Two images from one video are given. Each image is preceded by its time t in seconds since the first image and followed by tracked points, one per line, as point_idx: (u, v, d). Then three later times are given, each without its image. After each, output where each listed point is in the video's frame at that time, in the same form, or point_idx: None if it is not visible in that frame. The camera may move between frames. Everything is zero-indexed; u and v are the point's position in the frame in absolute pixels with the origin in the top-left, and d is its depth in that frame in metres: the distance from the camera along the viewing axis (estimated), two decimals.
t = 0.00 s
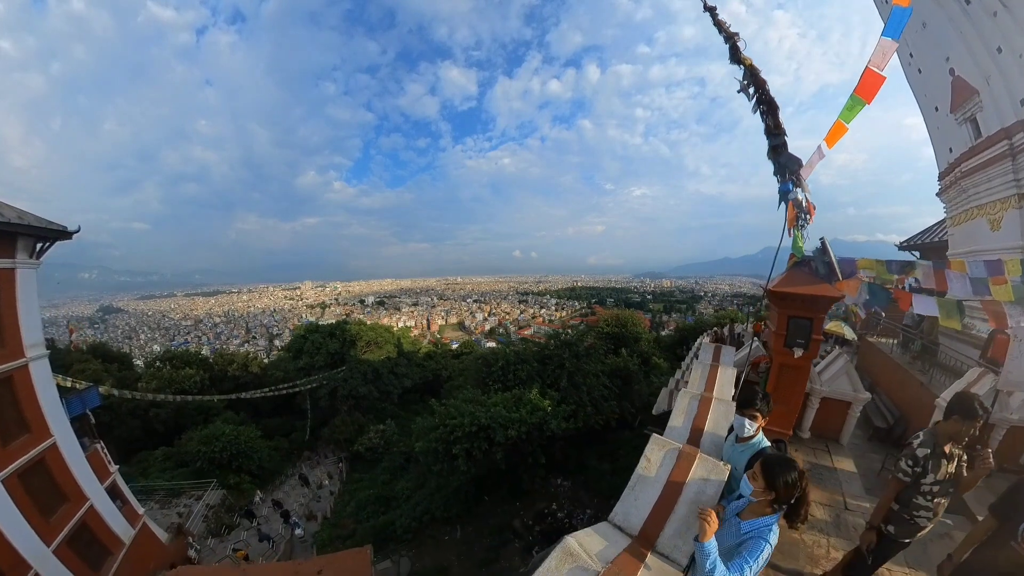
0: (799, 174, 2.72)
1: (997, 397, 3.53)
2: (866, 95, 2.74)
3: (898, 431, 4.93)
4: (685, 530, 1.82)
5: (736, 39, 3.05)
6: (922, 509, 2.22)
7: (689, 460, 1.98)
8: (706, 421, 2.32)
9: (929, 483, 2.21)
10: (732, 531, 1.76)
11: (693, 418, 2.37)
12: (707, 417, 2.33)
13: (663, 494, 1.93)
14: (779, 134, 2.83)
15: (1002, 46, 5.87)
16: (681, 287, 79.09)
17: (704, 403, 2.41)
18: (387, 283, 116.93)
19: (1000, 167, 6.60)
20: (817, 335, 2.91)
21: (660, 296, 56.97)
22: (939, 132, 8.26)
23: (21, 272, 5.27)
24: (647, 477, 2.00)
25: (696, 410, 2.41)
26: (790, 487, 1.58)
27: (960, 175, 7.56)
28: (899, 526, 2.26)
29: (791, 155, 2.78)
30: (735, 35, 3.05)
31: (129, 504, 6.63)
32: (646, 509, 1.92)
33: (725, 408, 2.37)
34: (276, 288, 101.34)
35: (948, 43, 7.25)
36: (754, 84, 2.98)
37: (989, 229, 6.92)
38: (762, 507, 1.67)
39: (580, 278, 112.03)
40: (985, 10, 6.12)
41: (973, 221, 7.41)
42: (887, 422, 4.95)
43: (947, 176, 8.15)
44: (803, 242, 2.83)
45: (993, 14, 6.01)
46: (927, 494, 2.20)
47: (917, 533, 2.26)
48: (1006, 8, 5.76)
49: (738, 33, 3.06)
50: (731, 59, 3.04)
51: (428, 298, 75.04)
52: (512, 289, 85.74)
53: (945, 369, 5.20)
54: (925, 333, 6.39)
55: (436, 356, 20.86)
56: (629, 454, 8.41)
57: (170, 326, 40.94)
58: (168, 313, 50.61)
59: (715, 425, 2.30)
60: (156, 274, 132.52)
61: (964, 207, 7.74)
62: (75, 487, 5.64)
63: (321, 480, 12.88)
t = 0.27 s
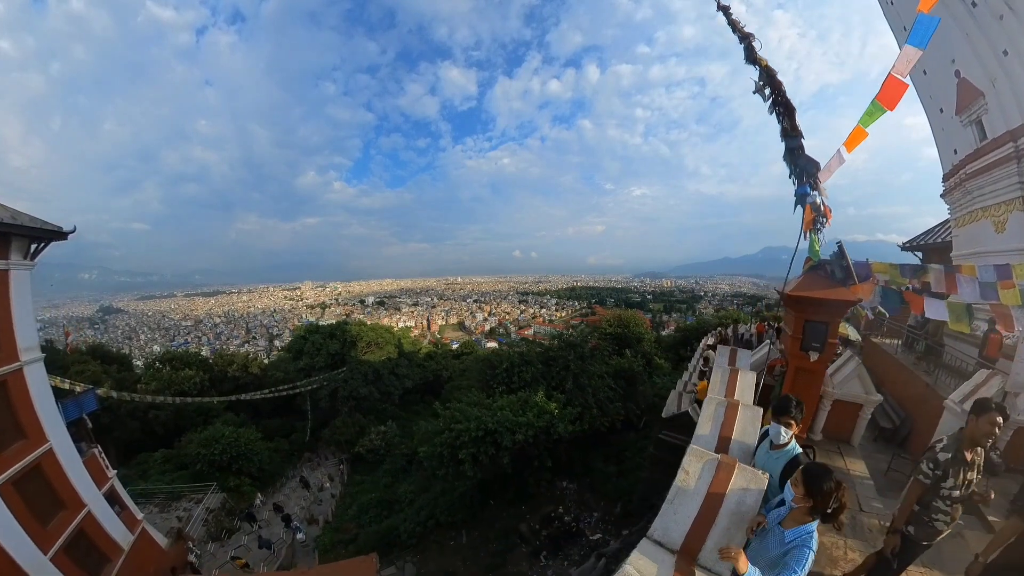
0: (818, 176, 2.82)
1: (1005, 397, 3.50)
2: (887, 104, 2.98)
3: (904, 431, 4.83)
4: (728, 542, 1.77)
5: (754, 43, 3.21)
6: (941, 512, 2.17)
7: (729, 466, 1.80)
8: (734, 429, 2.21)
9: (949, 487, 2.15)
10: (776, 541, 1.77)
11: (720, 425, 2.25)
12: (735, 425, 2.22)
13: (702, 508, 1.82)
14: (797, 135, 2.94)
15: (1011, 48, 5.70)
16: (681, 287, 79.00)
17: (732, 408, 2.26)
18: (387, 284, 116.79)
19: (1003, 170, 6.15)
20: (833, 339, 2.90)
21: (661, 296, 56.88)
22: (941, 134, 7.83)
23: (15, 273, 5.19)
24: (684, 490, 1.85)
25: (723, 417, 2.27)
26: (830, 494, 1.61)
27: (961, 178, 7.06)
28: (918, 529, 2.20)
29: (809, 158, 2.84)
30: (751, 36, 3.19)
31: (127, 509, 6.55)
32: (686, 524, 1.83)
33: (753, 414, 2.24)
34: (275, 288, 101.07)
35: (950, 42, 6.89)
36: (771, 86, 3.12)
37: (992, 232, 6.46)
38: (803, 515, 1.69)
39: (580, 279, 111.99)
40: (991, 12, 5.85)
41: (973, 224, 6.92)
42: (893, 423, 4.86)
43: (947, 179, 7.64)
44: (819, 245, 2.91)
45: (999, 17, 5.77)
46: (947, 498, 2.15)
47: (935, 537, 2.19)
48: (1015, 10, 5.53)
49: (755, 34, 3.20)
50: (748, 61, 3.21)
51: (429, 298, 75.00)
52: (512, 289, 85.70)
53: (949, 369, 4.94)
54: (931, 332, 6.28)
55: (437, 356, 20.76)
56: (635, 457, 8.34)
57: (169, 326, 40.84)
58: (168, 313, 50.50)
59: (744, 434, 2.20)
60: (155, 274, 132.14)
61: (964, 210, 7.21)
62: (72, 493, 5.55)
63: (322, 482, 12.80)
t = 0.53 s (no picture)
0: (832, 180, 2.93)
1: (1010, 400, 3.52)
2: (903, 105, 3.06)
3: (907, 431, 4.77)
4: (763, 543, 1.95)
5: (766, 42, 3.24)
6: (952, 508, 2.09)
7: (763, 471, 1.96)
8: (757, 433, 2.39)
9: (965, 484, 2.10)
10: (810, 542, 1.78)
11: (743, 428, 2.43)
12: (758, 429, 2.39)
13: (737, 512, 1.99)
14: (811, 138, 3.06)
15: (1015, 52, 5.59)
16: (681, 287, 78.92)
17: (754, 412, 2.45)
18: (388, 283, 116.76)
19: (1007, 171, 6.04)
20: (846, 341, 2.94)
21: (661, 296, 56.80)
22: (944, 135, 7.70)
23: (9, 274, 5.12)
24: (718, 497, 2.02)
25: (746, 420, 2.45)
26: (862, 491, 1.65)
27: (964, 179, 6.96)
28: (930, 520, 2.10)
29: (824, 160, 2.96)
30: (764, 37, 3.24)
31: (126, 514, 6.49)
32: (722, 528, 2.01)
33: (774, 415, 2.44)
34: (276, 288, 101.12)
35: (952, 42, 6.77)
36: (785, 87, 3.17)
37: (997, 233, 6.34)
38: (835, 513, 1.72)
39: (580, 278, 111.89)
40: (996, 15, 5.75)
41: (977, 225, 6.81)
42: (896, 422, 4.81)
43: (952, 179, 7.51)
44: (832, 248, 2.92)
45: (1004, 19, 5.66)
46: (960, 495, 2.09)
47: (945, 533, 2.08)
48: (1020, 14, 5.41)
49: (768, 35, 3.25)
50: (760, 60, 3.25)
51: (429, 298, 74.93)
52: (512, 289, 85.61)
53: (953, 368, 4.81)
54: (935, 331, 6.24)
55: (437, 356, 20.68)
56: (640, 458, 8.28)
57: (169, 327, 40.79)
58: (168, 314, 50.49)
59: (766, 436, 2.39)
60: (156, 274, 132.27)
61: (968, 211, 7.09)
62: (70, 498, 5.49)
63: (323, 484, 12.75)
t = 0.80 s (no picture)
0: (845, 180, 2.93)
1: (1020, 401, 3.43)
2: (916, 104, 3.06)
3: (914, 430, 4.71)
4: (790, 554, 1.91)
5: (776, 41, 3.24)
6: (968, 514, 2.09)
7: (790, 478, 1.93)
8: (776, 439, 2.35)
9: (985, 491, 2.11)
10: (839, 550, 1.82)
11: (762, 433, 2.40)
12: (778, 435, 2.36)
13: (764, 522, 1.93)
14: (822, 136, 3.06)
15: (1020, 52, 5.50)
16: (681, 287, 78.86)
17: (772, 416, 2.41)
18: (388, 283, 116.74)
19: (1012, 171, 5.91)
20: (860, 341, 2.96)
21: (661, 296, 56.72)
22: (948, 135, 7.59)
23: (4, 274, 5.05)
24: (745, 507, 1.94)
25: (765, 424, 2.43)
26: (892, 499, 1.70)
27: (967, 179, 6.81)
28: (944, 522, 2.10)
29: (835, 159, 2.98)
30: (773, 34, 3.21)
31: (123, 517, 6.41)
32: (749, 541, 1.92)
33: (794, 420, 2.40)
34: (276, 288, 101.11)
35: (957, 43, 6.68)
36: (795, 85, 3.16)
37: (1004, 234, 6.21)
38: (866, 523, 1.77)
39: (580, 278, 111.87)
40: (1000, 16, 5.69)
41: (982, 225, 6.73)
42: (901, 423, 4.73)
43: (954, 180, 7.41)
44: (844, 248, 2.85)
45: (1008, 19, 5.60)
46: (979, 503, 2.08)
47: (959, 537, 2.08)
48: None
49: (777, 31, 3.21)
50: (770, 58, 3.24)
51: (429, 298, 74.98)
52: (512, 289, 85.59)
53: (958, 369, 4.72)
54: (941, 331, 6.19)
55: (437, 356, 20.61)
56: (643, 460, 8.20)
57: (169, 326, 40.72)
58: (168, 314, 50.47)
59: (786, 442, 2.36)
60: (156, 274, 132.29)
61: (971, 212, 7.02)
62: (66, 501, 5.42)
63: (323, 486, 12.68)
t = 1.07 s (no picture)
0: (856, 173, 2.99)
1: None
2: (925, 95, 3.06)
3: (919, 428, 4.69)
4: (821, 560, 1.90)
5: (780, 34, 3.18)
6: (994, 520, 2.04)
7: (816, 480, 1.92)
8: (794, 440, 2.44)
9: (1010, 494, 2.04)
10: (874, 554, 1.85)
11: (780, 434, 2.49)
12: (795, 435, 2.45)
13: (791, 528, 1.92)
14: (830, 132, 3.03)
15: None
16: (681, 287, 78.84)
17: (789, 414, 2.50)
18: (388, 283, 116.74)
19: (1016, 168, 5.80)
20: (872, 336, 3.18)
21: (660, 296, 56.65)
22: (951, 133, 7.52)
23: (3, 274, 4.98)
24: (770, 514, 1.95)
25: (782, 425, 2.51)
26: (927, 498, 1.73)
27: (970, 176, 6.74)
28: (968, 530, 2.09)
29: (845, 152, 3.02)
30: (778, 26, 3.16)
31: (120, 518, 6.35)
32: (776, 547, 1.92)
33: (812, 419, 2.48)
34: (276, 288, 101.13)
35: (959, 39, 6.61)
36: (802, 77, 3.11)
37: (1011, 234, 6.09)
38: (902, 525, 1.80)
39: (579, 278, 111.85)
40: (1002, 12, 5.56)
41: (986, 222, 6.67)
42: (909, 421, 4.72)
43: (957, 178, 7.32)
44: (855, 241, 3.13)
45: (1011, 15, 5.46)
46: (1004, 507, 2.03)
47: (986, 545, 2.03)
48: None
49: (782, 25, 3.16)
50: (775, 52, 3.19)
51: (429, 298, 74.97)
52: (512, 288, 85.57)
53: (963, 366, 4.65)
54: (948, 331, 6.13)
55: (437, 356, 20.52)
56: (645, 461, 8.15)
57: (168, 326, 40.70)
58: (167, 313, 50.47)
59: (804, 441, 2.45)
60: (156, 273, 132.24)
61: (975, 210, 6.97)
62: (60, 501, 5.35)
63: (322, 488, 12.61)
